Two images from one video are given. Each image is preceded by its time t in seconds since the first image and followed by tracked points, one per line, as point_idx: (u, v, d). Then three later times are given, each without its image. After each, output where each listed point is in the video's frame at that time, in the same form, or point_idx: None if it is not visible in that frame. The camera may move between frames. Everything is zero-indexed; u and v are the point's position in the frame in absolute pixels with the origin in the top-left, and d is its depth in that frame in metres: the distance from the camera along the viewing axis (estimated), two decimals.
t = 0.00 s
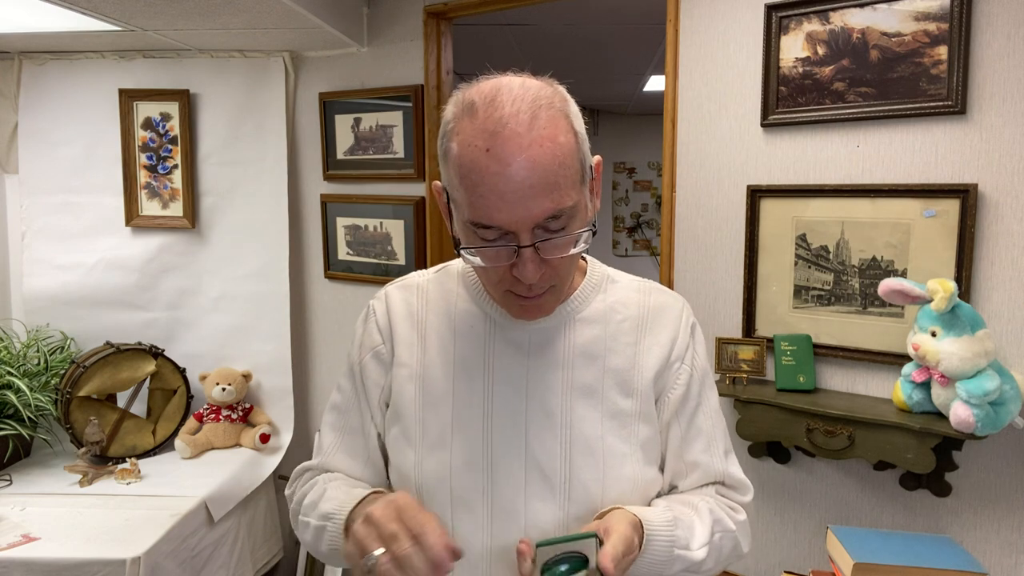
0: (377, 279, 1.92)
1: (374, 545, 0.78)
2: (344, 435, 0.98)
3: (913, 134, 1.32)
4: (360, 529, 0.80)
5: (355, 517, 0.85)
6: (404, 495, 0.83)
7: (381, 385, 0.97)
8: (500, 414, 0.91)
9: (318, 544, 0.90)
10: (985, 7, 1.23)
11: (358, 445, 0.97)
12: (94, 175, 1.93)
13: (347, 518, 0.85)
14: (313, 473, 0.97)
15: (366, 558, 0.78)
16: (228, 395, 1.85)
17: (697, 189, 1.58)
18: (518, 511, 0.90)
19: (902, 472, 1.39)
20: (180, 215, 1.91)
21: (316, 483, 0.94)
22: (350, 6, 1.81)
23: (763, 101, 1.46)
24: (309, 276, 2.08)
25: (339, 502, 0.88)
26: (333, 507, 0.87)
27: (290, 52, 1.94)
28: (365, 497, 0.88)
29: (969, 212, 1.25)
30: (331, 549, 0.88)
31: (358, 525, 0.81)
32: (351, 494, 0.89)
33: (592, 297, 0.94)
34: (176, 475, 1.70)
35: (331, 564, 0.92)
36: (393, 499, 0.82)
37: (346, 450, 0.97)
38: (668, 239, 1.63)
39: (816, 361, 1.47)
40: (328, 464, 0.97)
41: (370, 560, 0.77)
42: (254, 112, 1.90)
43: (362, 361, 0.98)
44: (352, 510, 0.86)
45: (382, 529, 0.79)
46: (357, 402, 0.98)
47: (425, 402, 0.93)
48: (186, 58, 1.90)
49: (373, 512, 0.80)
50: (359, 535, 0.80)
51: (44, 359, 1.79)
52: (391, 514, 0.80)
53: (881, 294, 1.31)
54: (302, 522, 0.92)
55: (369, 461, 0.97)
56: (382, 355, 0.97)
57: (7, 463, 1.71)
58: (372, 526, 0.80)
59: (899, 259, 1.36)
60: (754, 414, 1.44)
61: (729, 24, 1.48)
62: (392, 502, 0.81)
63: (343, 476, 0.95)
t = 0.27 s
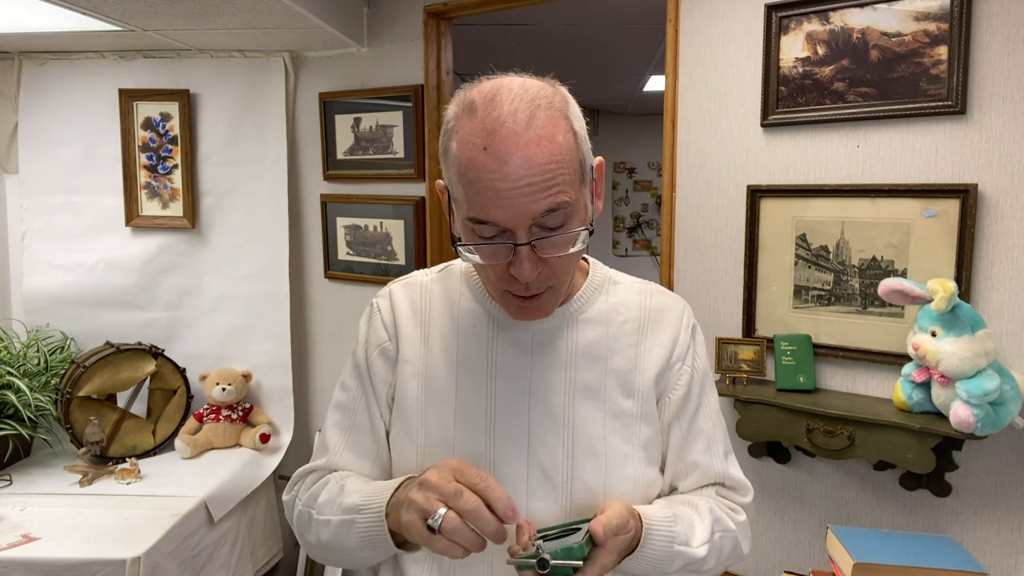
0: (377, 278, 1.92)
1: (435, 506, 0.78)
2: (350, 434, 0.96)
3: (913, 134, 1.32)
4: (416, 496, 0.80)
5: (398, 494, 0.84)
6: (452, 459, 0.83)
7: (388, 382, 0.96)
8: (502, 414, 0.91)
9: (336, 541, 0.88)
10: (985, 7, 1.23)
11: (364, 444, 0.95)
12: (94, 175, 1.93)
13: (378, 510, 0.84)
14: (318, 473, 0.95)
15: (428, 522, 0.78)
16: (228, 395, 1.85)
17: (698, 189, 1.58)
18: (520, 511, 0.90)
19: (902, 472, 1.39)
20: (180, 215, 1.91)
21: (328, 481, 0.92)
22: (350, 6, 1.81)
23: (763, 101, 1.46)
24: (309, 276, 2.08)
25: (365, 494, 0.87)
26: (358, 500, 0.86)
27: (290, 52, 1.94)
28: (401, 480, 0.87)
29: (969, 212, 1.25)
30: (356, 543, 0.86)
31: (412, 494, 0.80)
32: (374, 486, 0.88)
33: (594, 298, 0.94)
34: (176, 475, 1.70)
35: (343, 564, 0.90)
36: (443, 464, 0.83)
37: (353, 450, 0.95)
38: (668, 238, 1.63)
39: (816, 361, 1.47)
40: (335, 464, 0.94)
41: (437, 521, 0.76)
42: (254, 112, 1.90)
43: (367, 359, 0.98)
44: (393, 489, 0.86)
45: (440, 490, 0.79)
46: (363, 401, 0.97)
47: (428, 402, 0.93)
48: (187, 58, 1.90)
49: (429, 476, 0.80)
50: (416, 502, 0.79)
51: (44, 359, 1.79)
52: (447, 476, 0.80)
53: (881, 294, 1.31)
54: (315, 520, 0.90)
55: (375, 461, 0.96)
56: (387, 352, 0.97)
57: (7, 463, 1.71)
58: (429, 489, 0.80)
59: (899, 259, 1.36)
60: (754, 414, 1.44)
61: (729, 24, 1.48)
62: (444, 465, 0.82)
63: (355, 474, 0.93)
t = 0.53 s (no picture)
0: (377, 278, 1.92)
1: (463, 509, 0.77)
2: (351, 434, 0.96)
3: (913, 134, 1.32)
4: (442, 496, 0.78)
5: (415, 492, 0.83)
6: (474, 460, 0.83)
7: (389, 381, 0.96)
8: (501, 414, 0.91)
9: (342, 538, 0.88)
10: (985, 7, 1.23)
11: (366, 443, 0.96)
12: (94, 175, 1.93)
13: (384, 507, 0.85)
14: (320, 473, 0.95)
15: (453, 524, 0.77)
16: (228, 395, 1.85)
17: (697, 189, 1.58)
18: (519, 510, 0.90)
19: (902, 472, 1.39)
20: (180, 215, 1.91)
21: (331, 479, 0.92)
22: (350, 6, 1.81)
23: (763, 101, 1.46)
24: (309, 276, 2.08)
25: (371, 491, 0.87)
26: (365, 497, 0.87)
27: (290, 52, 1.94)
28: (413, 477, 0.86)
29: (968, 212, 1.25)
30: (363, 539, 0.87)
31: (437, 493, 0.79)
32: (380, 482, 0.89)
33: (593, 297, 0.94)
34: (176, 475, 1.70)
35: (348, 561, 0.90)
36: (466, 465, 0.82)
37: (355, 449, 0.95)
38: (668, 238, 1.63)
39: (816, 361, 1.47)
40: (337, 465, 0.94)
41: (466, 525, 0.75)
42: (254, 112, 1.90)
43: (368, 358, 0.98)
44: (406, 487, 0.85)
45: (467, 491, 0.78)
46: (364, 400, 0.97)
47: (428, 401, 0.93)
48: (187, 58, 1.90)
49: (455, 476, 0.79)
50: (442, 502, 0.78)
51: (44, 359, 1.79)
52: (473, 479, 0.80)
53: (881, 294, 1.31)
54: (319, 519, 0.90)
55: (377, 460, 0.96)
56: (388, 352, 0.96)
57: (7, 463, 1.71)
58: (455, 490, 0.78)
59: (899, 259, 1.36)
60: (754, 414, 1.44)
61: (729, 24, 1.48)
62: (470, 467, 0.81)
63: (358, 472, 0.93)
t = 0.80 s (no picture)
0: (377, 278, 1.92)
1: (452, 492, 0.77)
2: (351, 433, 0.96)
3: (913, 134, 1.32)
4: (427, 490, 0.78)
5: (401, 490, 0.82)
6: (441, 440, 0.82)
7: (390, 380, 0.96)
8: (502, 414, 0.91)
9: (337, 535, 0.88)
10: (985, 7, 1.23)
11: (366, 442, 0.96)
12: (94, 175, 1.93)
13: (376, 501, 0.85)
14: (318, 472, 0.95)
15: (448, 509, 0.77)
16: (228, 395, 1.85)
17: (698, 189, 1.58)
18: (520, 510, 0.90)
19: (902, 472, 1.39)
20: (180, 215, 1.91)
21: (328, 476, 0.92)
22: (350, 6, 1.81)
23: (764, 101, 1.46)
24: (309, 276, 2.08)
25: (363, 485, 0.87)
26: (358, 492, 0.87)
27: (290, 52, 1.94)
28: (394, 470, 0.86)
29: (969, 212, 1.25)
30: (357, 534, 0.87)
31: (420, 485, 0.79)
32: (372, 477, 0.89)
33: (595, 299, 0.94)
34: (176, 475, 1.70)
35: (345, 558, 0.90)
36: (433, 450, 0.82)
37: (352, 448, 0.95)
38: (668, 238, 1.63)
39: (816, 361, 1.47)
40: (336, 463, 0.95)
41: (460, 506, 0.76)
42: (254, 112, 1.90)
43: (369, 357, 0.98)
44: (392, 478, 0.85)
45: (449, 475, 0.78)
46: (364, 399, 0.97)
47: (428, 401, 0.93)
48: (187, 58, 1.90)
49: (430, 466, 0.79)
50: (430, 497, 0.78)
51: (44, 359, 1.79)
52: (448, 459, 0.80)
53: (881, 294, 1.31)
54: (315, 516, 0.90)
55: (375, 458, 0.96)
56: (388, 351, 0.97)
57: (7, 463, 1.71)
58: (436, 480, 0.78)
59: (899, 259, 1.36)
60: (754, 414, 1.44)
61: (729, 24, 1.48)
62: (440, 449, 0.81)
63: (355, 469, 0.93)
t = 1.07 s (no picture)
0: (377, 278, 1.92)
1: (430, 489, 0.78)
2: (351, 433, 0.96)
3: (913, 134, 1.32)
4: (407, 489, 0.79)
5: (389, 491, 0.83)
6: (418, 438, 0.82)
7: (389, 380, 0.96)
8: (502, 415, 0.91)
9: (334, 534, 0.88)
10: (985, 7, 1.23)
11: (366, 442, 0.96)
12: (94, 175, 1.93)
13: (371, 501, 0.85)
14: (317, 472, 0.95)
15: (429, 506, 0.78)
16: (228, 395, 1.85)
17: (698, 189, 1.58)
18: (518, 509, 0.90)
19: (902, 472, 1.39)
20: (180, 215, 1.91)
21: (326, 476, 0.93)
22: (350, 6, 1.81)
23: (764, 101, 1.46)
24: (309, 276, 2.08)
25: (358, 485, 0.88)
26: (352, 492, 0.87)
27: (290, 52, 1.94)
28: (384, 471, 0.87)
29: (969, 212, 1.25)
30: (353, 534, 0.87)
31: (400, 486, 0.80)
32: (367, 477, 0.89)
33: (596, 300, 0.94)
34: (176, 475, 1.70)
35: (343, 558, 0.91)
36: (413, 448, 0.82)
37: (351, 448, 0.96)
38: (668, 238, 1.63)
39: (816, 361, 1.48)
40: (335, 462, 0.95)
41: (438, 503, 0.77)
42: (254, 112, 1.90)
43: (369, 357, 0.98)
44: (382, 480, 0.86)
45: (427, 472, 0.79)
46: (364, 399, 0.97)
47: (428, 401, 0.93)
48: (187, 58, 1.90)
49: (407, 467, 0.80)
50: (409, 496, 0.79)
51: (44, 359, 1.79)
52: (423, 457, 0.80)
53: (881, 294, 1.31)
54: (313, 516, 0.90)
55: (374, 458, 0.97)
56: (388, 351, 0.97)
57: (7, 463, 1.71)
58: (415, 479, 0.79)
59: (899, 259, 1.36)
60: (754, 414, 1.45)
61: (729, 24, 1.49)
62: (417, 448, 0.81)
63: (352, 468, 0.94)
